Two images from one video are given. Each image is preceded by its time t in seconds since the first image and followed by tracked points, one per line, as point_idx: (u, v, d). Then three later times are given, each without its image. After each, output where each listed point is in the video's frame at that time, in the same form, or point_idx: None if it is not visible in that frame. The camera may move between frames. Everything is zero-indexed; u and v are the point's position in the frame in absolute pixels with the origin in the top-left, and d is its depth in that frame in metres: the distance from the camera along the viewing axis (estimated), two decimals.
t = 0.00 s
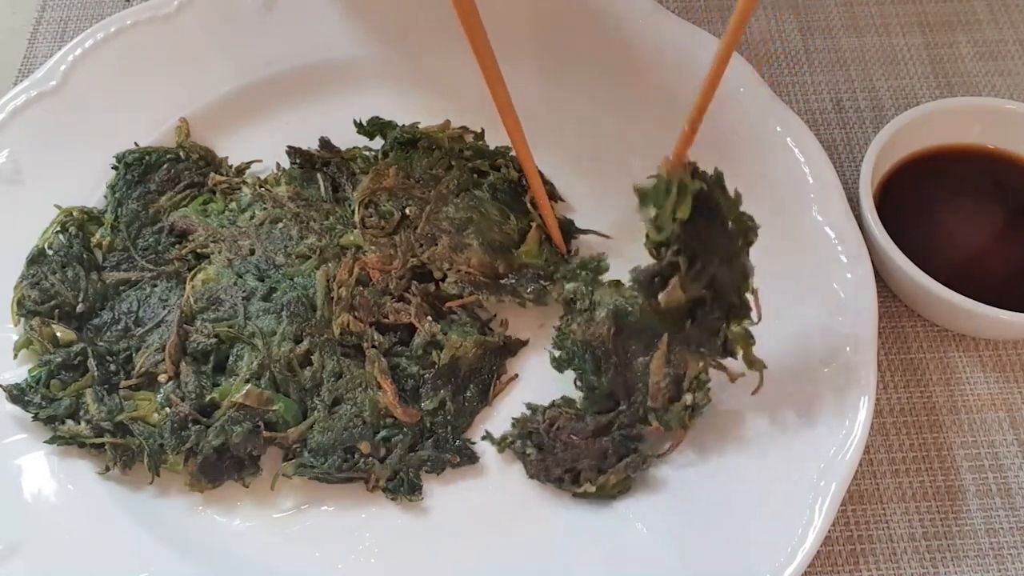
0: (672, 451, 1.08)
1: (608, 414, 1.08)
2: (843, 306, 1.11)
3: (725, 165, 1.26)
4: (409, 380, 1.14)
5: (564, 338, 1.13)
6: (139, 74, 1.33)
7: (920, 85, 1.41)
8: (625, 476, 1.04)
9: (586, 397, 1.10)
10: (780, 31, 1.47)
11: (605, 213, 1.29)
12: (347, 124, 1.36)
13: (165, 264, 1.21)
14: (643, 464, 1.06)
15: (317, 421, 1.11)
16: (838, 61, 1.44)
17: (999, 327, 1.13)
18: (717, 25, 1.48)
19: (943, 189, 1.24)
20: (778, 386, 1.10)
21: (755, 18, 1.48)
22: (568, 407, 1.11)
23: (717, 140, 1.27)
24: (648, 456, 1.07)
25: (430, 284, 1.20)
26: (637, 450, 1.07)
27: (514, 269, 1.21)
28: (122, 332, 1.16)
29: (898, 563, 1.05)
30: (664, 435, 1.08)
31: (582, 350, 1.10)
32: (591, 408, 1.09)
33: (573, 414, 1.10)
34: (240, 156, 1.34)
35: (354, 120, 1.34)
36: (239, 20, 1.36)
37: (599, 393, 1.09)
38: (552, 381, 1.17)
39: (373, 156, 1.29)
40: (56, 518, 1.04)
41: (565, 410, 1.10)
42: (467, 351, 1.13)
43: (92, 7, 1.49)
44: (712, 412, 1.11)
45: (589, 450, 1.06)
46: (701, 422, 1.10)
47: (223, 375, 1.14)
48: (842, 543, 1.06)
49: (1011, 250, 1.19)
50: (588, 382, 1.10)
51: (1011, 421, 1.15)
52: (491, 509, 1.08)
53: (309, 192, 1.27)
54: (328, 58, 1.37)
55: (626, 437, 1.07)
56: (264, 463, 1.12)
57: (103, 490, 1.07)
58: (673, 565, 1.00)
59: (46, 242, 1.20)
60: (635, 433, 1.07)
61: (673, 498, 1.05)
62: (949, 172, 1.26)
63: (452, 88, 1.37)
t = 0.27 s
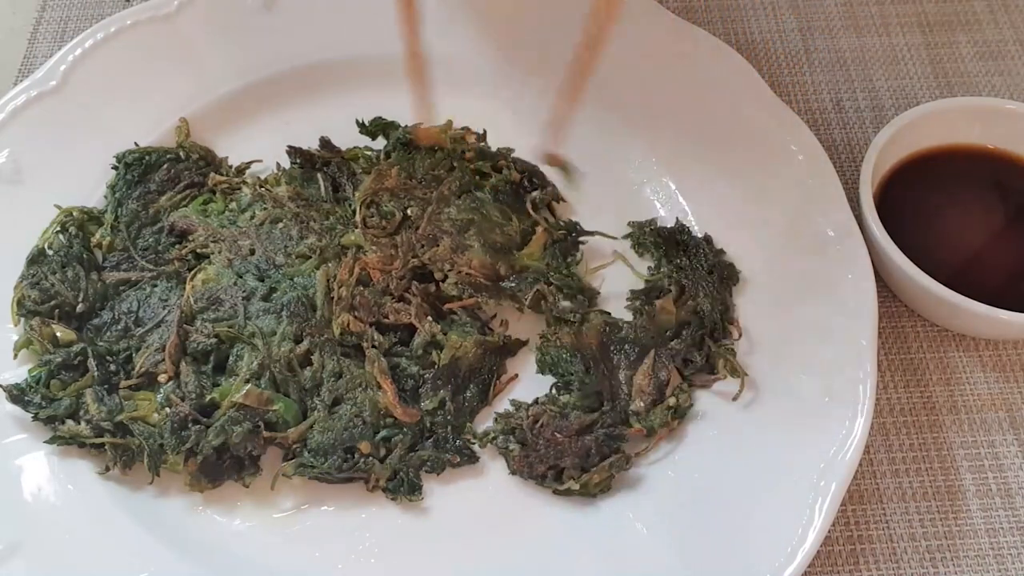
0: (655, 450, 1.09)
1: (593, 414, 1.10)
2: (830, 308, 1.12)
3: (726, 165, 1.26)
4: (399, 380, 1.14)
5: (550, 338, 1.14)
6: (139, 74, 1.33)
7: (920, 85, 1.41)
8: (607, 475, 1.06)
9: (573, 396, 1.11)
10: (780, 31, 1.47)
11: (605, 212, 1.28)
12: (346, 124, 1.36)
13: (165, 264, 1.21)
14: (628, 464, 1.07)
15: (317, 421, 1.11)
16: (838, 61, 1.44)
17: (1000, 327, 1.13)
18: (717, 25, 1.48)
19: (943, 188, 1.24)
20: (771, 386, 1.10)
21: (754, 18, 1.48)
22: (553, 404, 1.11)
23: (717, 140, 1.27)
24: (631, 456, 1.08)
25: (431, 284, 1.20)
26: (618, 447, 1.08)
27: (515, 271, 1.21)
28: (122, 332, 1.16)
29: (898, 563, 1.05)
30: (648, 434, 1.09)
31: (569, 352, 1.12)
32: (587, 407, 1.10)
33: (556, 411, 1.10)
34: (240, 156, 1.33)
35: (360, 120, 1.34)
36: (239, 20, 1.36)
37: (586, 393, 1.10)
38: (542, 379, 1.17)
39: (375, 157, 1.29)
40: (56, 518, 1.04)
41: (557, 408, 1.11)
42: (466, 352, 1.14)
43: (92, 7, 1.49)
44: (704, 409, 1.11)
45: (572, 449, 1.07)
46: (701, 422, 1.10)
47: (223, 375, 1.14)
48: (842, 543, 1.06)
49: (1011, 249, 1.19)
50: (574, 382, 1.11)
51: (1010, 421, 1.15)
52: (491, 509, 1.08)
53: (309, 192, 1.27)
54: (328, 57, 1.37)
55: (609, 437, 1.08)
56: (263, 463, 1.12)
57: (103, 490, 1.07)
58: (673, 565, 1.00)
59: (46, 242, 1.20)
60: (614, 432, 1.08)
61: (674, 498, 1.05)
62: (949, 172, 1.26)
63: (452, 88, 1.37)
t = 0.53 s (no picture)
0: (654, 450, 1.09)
1: (593, 413, 1.10)
2: (830, 309, 1.13)
3: (726, 165, 1.25)
4: (399, 380, 1.14)
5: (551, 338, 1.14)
6: (139, 74, 1.33)
7: (920, 85, 1.41)
8: (607, 475, 1.06)
9: (573, 396, 1.11)
10: (780, 31, 1.47)
11: (605, 212, 1.28)
12: (347, 124, 1.36)
13: (165, 264, 1.21)
14: (628, 464, 1.07)
15: (317, 421, 1.11)
16: (837, 61, 1.44)
17: (999, 327, 1.13)
18: (717, 25, 1.48)
19: (943, 188, 1.24)
20: (770, 386, 1.10)
21: (755, 18, 1.48)
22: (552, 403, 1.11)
23: (716, 140, 1.27)
24: (631, 456, 1.08)
25: (430, 284, 1.20)
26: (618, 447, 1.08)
27: (515, 271, 1.21)
28: (122, 332, 1.16)
29: (898, 563, 1.05)
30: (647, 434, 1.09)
31: (569, 352, 1.12)
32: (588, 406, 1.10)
33: (557, 411, 1.10)
34: (240, 156, 1.33)
35: (359, 120, 1.34)
36: (239, 20, 1.36)
37: (586, 394, 1.10)
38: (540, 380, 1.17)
39: (376, 157, 1.29)
40: (57, 518, 1.04)
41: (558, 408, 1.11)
42: (467, 351, 1.14)
43: (92, 7, 1.49)
44: (703, 408, 1.11)
45: (572, 449, 1.07)
46: (701, 421, 1.10)
47: (223, 375, 1.14)
48: (842, 543, 1.06)
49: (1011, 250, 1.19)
50: (574, 382, 1.11)
51: (1011, 421, 1.15)
52: (491, 509, 1.08)
53: (309, 192, 1.27)
54: (328, 57, 1.37)
55: (609, 437, 1.08)
56: (263, 463, 1.12)
57: (103, 490, 1.07)
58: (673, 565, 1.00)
59: (46, 242, 1.20)
60: (614, 432, 1.08)
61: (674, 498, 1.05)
62: (949, 172, 1.26)
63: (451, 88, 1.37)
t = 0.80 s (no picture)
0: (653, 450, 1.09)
1: (593, 414, 1.10)
2: (830, 309, 1.13)
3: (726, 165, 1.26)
4: (399, 380, 1.14)
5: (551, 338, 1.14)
6: (139, 74, 1.34)
7: (920, 85, 1.41)
8: (607, 475, 1.06)
9: (573, 396, 1.11)
10: (780, 31, 1.47)
11: (604, 211, 1.28)
12: (347, 124, 1.36)
13: (165, 264, 1.21)
14: (628, 464, 1.07)
15: (317, 421, 1.11)
16: (837, 61, 1.44)
17: (999, 327, 1.13)
18: (716, 25, 1.48)
19: (943, 188, 1.24)
20: (770, 386, 1.10)
21: (755, 17, 1.48)
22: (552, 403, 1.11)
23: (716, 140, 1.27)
24: (631, 455, 1.08)
25: (430, 284, 1.20)
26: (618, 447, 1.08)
27: (515, 274, 1.21)
28: (122, 332, 1.16)
29: (898, 563, 1.05)
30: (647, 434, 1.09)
31: (569, 352, 1.12)
32: (588, 407, 1.10)
33: (556, 411, 1.11)
34: (240, 156, 1.33)
35: (360, 120, 1.33)
36: (238, 20, 1.37)
37: (586, 394, 1.10)
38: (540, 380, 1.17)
39: (377, 157, 1.28)
40: (56, 518, 1.04)
41: (558, 408, 1.11)
42: (467, 351, 1.14)
43: (92, 7, 1.49)
44: (703, 408, 1.11)
45: (571, 449, 1.07)
46: (701, 421, 1.10)
47: (223, 375, 1.14)
48: (842, 543, 1.06)
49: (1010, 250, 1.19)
50: (574, 383, 1.11)
51: (1011, 421, 1.15)
52: (491, 509, 1.08)
53: (309, 192, 1.27)
54: (328, 57, 1.37)
55: (608, 437, 1.08)
56: (263, 463, 1.12)
57: (103, 490, 1.07)
58: (673, 564, 0.99)
59: (46, 242, 1.20)
60: (613, 432, 1.08)
61: (673, 498, 1.05)
62: (949, 172, 1.26)
63: (451, 88, 1.37)
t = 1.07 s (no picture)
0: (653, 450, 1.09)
1: (592, 413, 1.10)
2: (829, 309, 1.13)
3: (726, 165, 1.26)
4: (399, 380, 1.14)
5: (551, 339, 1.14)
6: (139, 73, 1.34)
7: (920, 85, 1.41)
8: (607, 475, 1.06)
9: (573, 396, 1.11)
10: (781, 31, 1.47)
11: (604, 212, 1.28)
12: (347, 124, 1.36)
13: (165, 264, 1.21)
14: (628, 464, 1.07)
15: (317, 421, 1.11)
16: (838, 61, 1.44)
17: (999, 327, 1.13)
18: (716, 25, 1.48)
19: (943, 189, 1.24)
20: (770, 386, 1.10)
21: (755, 17, 1.48)
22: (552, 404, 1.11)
23: (716, 140, 1.27)
24: (631, 455, 1.08)
25: (430, 284, 1.20)
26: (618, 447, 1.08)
27: (515, 273, 1.21)
28: (122, 332, 1.16)
29: (898, 563, 1.05)
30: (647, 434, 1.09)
31: (569, 352, 1.12)
32: (587, 407, 1.10)
33: (556, 411, 1.11)
34: (240, 156, 1.33)
35: (360, 120, 1.33)
36: (238, 20, 1.36)
37: (586, 394, 1.10)
38: (541, 381, 1.17)
39: (377, 157, 1.29)
40: (57, 518, 1.04)
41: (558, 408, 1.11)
42: (467, 351, 1.14)
43: (92, 7, 1.49)
44: (703, 408, 1.11)
45: (571, 449, 1.07)
46: (701, 421, 1.10)
47: (223, 375, 1.14)
48: (842, 543, 1.06)
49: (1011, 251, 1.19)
50: (574, 383, 1.11)
51: (1010, 421, 1.15)
52: (491, 509, 1.08)
53: (309, 192, 1.27)
54: (328, 57, 1.37)
55: (609, 437, 1.08)
56: (264, 464, 1.12)
57: (103, 490, 1.07)
58: (673, 564, 0.99)
59: (46, 242, 1.20)
60: (614, 432, 1.08)
61: (674, 498, 1.05)
62: (949, 173, 1.25)
63: (451, 88, 1.37)
